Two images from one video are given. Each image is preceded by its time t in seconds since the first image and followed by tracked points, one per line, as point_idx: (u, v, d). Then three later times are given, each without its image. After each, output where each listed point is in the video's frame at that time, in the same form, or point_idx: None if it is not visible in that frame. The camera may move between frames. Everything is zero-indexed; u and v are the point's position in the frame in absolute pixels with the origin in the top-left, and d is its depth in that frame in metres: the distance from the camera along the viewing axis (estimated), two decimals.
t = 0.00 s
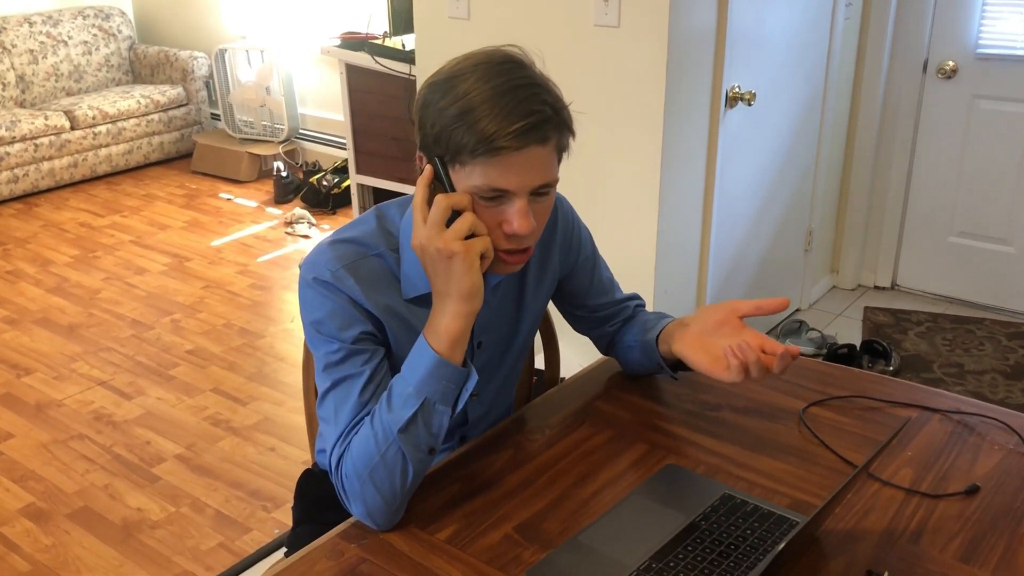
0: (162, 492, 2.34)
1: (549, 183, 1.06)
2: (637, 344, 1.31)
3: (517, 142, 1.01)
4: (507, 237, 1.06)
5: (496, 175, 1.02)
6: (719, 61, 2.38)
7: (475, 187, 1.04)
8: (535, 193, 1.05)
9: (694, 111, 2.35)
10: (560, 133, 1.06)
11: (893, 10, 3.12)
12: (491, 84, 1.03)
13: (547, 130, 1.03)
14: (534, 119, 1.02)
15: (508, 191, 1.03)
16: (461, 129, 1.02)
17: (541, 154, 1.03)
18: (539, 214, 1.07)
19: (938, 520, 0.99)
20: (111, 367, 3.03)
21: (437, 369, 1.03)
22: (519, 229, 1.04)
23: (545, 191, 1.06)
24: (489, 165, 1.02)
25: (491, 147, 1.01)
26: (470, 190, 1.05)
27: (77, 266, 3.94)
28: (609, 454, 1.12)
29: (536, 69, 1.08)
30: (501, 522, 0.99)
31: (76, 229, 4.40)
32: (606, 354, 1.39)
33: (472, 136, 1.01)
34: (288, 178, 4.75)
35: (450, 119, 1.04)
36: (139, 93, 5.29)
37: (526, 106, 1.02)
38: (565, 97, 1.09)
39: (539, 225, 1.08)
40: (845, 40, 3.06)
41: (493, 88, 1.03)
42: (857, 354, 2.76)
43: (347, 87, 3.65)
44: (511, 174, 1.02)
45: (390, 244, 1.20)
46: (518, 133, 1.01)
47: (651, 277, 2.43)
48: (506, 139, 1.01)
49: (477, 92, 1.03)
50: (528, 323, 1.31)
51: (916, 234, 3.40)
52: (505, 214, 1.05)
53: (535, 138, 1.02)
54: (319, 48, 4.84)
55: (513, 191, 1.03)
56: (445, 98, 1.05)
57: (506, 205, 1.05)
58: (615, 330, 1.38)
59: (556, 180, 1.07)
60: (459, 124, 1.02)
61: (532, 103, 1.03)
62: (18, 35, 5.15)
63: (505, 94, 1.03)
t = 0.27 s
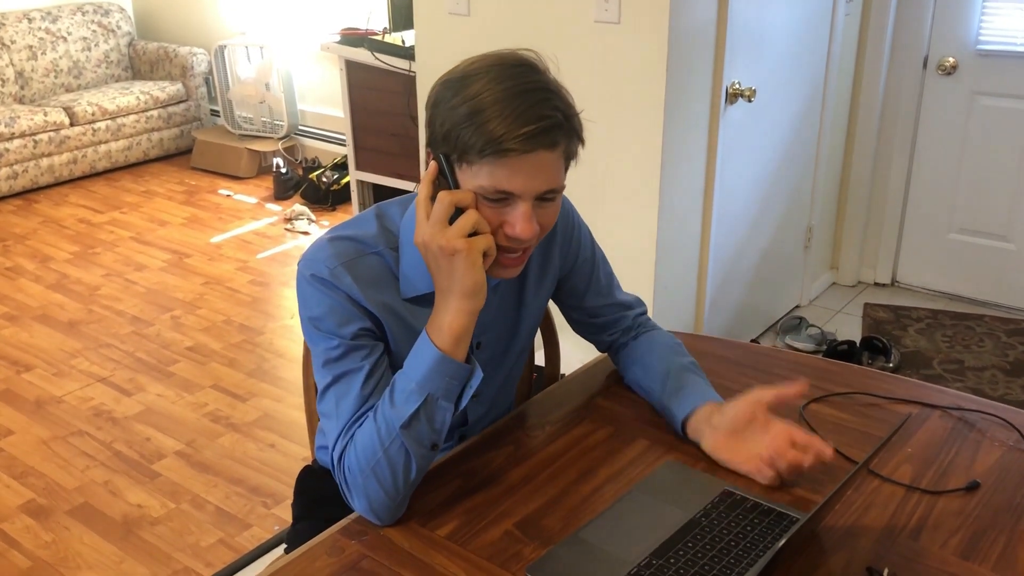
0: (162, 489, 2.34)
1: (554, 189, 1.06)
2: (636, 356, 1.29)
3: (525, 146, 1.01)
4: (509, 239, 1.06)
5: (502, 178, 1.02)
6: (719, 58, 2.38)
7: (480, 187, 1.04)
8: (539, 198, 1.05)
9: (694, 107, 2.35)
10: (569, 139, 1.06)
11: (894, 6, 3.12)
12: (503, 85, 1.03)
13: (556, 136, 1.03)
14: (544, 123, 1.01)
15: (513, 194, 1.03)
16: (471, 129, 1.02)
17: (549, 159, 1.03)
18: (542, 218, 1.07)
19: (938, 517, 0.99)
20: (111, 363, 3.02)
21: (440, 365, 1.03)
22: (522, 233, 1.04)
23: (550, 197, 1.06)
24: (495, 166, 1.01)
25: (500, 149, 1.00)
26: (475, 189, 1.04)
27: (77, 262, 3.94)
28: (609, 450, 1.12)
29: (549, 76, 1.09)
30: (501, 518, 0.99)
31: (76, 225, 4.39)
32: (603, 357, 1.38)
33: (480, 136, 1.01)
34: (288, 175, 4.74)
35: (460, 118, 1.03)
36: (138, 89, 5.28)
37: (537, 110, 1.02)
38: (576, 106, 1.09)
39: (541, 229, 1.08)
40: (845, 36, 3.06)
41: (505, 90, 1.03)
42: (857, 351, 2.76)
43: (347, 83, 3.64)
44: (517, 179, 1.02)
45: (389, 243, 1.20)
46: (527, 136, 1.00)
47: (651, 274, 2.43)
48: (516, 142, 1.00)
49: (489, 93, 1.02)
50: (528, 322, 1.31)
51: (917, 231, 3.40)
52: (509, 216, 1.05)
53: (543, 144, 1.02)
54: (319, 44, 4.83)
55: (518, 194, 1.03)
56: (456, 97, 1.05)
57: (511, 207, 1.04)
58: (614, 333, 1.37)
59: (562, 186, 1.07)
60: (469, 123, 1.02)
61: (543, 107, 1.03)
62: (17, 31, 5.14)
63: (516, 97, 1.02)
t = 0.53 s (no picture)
0: (161, 487, 2.34)
1: (562, 198, 1.05)
2: (642, 355, 1.30)
3: (534, 153, 1.00)
4: (514, 244, 1.06)
5: (510, 184, 1.02)
6: (718, 56, 2.38)
7: (486, 190, 1.04)
8: (546, 206, 1.04)
9: (693, 105, 2.35)
10: (580, 147, 1.05)
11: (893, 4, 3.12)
12: (517, 89, 1.02)
13: (567, 144, 1.02)
14: (556, 131, 1.01)
15: (520, 201, 1.03)
16: (482, 132, 1.01)
17: (559, 168, 1.02)
18: (548, 225, 1.06)
19: (937, 514, 0.99)
20: (110, 362, 3.02)
21: (440, 366, 1.03)
22: (527, 239, 1.04)
23: (557, 205, 1.06)
24: (503, 172, 1.01)
25: (510, 156, 1.00)
26: (482, 192, 1.04)
27: (76, 261, 3.93)
28: (609, 449, 1.12)
29: (565, 82, 1.08)
30: (500, 516, 0.99)
31: (75, 224, 4.39)
32: (607, 356, 1.39)
33: (490, 140, 1.00)
34: (287, 173, 4.74)
35: (471, 120, 1.03)
36: (137, 87, 5.28)
37: (550, 117, 1.01)
38: (590, 113, 1.09)
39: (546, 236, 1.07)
40: (844, 34, 3.06)
41: (519, 94, 1.02)
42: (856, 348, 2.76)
43: (345, 82, 3.64)
44: (525, 185, 1.01)
45: (395, 243, 1.20)
46: (538, 143, 1.00)
47: (651, 272, 2.43)
48: (526, 149, 1.00)
49: (502, 96, 1.02)
50: (533, 321, 1.31)
51: (916, 228, 3.40)
52: (515, 222, 1.04)
53: (553, 152, 1.01)
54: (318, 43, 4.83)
55: (525, 201, 1.03)
56: (469, 98, 1.04)
57: (517, 212, 1.04)
58: (620, 332, 1.37)
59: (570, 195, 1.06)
60: (480, 126, 1.02)
61: (556, 115, 1.02)
62: (16, 29, 5.13)
63: (529, 103, 1.02)
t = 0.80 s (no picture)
0: (161, 488, 2.35)
1: (569, 199, 1.06)
2: (643, 354, 1.30)
3: (542, 157, 1.01)
4: (519, 246, 1.06)
5: (518, 186, 1.02)
6: (717, 55, 2.38)
7: (494, 192, 1.04)
8: (552, 208, 1.05)
9: (692, 105, 2.35)
10: (586, 149, 1.06)
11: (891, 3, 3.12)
12: (525, 93, 1.03)
13: (574, 148, 1.03)
14: (564, 135, 1.02)
15: (527, 202, 1.03)
16: (490, 135, 1.02)
17: (565, 171, 1.03)
18: (554, 226, 1.07)
19: (936, 512, 0.99)
20: (110, 362, 3.03)
21: (443, 367, 1.03)
22: (533, 241, 1.05)
23: (563, 206, 1.06)
24: (511, 175, 1.02)
25: (518, 159, 1.01)
26: (489, 193, 1.04)
27: (75, 261, 3.94)
28: (610, 450, 1.12)
29: (572, 83, 1.08)
30: (500, 516, 0.99)
31: (74, 225, 4.39)
32: (607, 356, 1.39)
33: (498, 144, 1.01)
34: (287, 173, 4.74)
35: (479, 123, 1.03)
36: (137, 88, 5.28)
37: (558, 121, 1.02)
38: (595, 114, 1.09)
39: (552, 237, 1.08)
40: (843, 33, 3.06)
41: (527, 98, 1.02)
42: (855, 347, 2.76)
43: (345, 82, 3.64)
44: (533, 187, 1.02)
45: (399, 243, 1.20)
46: (546, 147, 1.00)
47: (650, 271, 2.43)
48: (534, 152, 1.00)
49: (509, 100, 1.02)
50: (534, 322, 1.32)
51: (915, 227, 3.40)
52: (521, 223, 1.05)
53: (560, 156, 1.02)
54: (317, 43, 4.83)
55: (533, 202, 1.03)
56: (477, 100, 1.04)
57: (523, 214, 1.05)
58: (620, 331, 1.37)
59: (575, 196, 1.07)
60: (488, 130, 1.02)
61: (564, 118, 1.03)
62: (15, 30, 5.13)
63: (537, 106, 1.02)
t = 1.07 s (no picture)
0: (160, 488, 2.34)
1: (565, 196, 1.06)
2: (641, 355, 1.30)
3: (540, 153, 1.01)
4: (515, 243, 1.06)
5: (516, 182, 1.02)
6: (717, 56, 2.38)
7: (491, 189, 1.04)
8: (548, 205, 1.05)
9: (691, 105, 2.35)
10: (583, 147, 1.06)
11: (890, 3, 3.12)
12: (523, 90, 1.03)
13: (571, 145, 1.03)
14: (561, 132, 1.02)
15: (524, 199, 1.03)
16: (488, 132, 1.02)
17: (563, 167, 1.03)
18: (550, 224, 1.07)
19: (935, 512, 0.99)
20: (109, 363, 3.02)
21: (440, 366, 1.03)
22: (529, 238, 1.05)
23: (559, 203, 1.06)
24: (509, 170, 1.02)
25: (516, 156, 1.01)
26: (486, 190, 1.04)
27: (74, 262, 3.93)
28: (608, 450, 1.12)
29: (568, 81, 1.08)
30: (499, 516, 0.99)
31: (73, 225, 4.39)
32: (605, 357, 1.39)
33: (496, 141, 1.01)
34: (286, 173, 4.74)
35: (476, 119, 1.03)
36: (135, 88, 5.28)
37: (555, 118, 1.02)
38: (591, 113, 1.10)
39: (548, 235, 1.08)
40: (842, 33, 3.06)
41: (525, 95, 1.02)
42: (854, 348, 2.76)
43: (344, 82, 3.64)
44: (530, 184, 1.02)
45: (393, 244, 1.20)
46: (544, 143, 1.00)
47: (650, 271, 2.43)
48: (533, 148, 1.00)
49: (507, 96, 1.02)
50: (531, 323, 1.32)
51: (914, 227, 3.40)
52: (518, 220, 1.05)
53: (558, 152, 1.02)
54: (316, 43, 4.83)
55: (529, 199, 1.03)
56: (474, 97, 1.04)
57: (520, 211, 1.05)
58: (617, 332, 1.37)
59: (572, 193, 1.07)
60: (485, 126, 1.02)
61: (562, 115, 1.03)
62: (14, 30, 5.13)
63: (535, 103, 1.02)
